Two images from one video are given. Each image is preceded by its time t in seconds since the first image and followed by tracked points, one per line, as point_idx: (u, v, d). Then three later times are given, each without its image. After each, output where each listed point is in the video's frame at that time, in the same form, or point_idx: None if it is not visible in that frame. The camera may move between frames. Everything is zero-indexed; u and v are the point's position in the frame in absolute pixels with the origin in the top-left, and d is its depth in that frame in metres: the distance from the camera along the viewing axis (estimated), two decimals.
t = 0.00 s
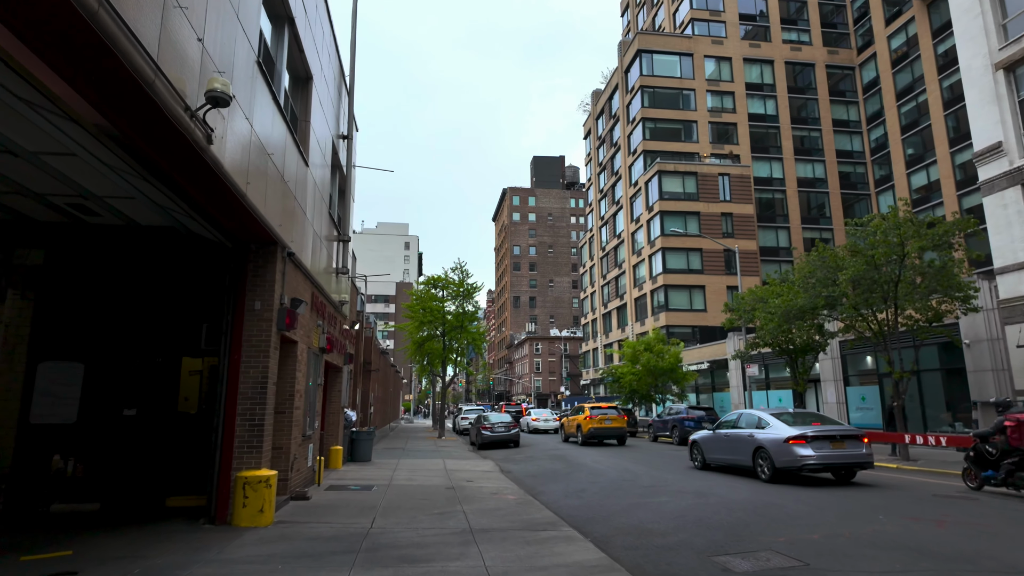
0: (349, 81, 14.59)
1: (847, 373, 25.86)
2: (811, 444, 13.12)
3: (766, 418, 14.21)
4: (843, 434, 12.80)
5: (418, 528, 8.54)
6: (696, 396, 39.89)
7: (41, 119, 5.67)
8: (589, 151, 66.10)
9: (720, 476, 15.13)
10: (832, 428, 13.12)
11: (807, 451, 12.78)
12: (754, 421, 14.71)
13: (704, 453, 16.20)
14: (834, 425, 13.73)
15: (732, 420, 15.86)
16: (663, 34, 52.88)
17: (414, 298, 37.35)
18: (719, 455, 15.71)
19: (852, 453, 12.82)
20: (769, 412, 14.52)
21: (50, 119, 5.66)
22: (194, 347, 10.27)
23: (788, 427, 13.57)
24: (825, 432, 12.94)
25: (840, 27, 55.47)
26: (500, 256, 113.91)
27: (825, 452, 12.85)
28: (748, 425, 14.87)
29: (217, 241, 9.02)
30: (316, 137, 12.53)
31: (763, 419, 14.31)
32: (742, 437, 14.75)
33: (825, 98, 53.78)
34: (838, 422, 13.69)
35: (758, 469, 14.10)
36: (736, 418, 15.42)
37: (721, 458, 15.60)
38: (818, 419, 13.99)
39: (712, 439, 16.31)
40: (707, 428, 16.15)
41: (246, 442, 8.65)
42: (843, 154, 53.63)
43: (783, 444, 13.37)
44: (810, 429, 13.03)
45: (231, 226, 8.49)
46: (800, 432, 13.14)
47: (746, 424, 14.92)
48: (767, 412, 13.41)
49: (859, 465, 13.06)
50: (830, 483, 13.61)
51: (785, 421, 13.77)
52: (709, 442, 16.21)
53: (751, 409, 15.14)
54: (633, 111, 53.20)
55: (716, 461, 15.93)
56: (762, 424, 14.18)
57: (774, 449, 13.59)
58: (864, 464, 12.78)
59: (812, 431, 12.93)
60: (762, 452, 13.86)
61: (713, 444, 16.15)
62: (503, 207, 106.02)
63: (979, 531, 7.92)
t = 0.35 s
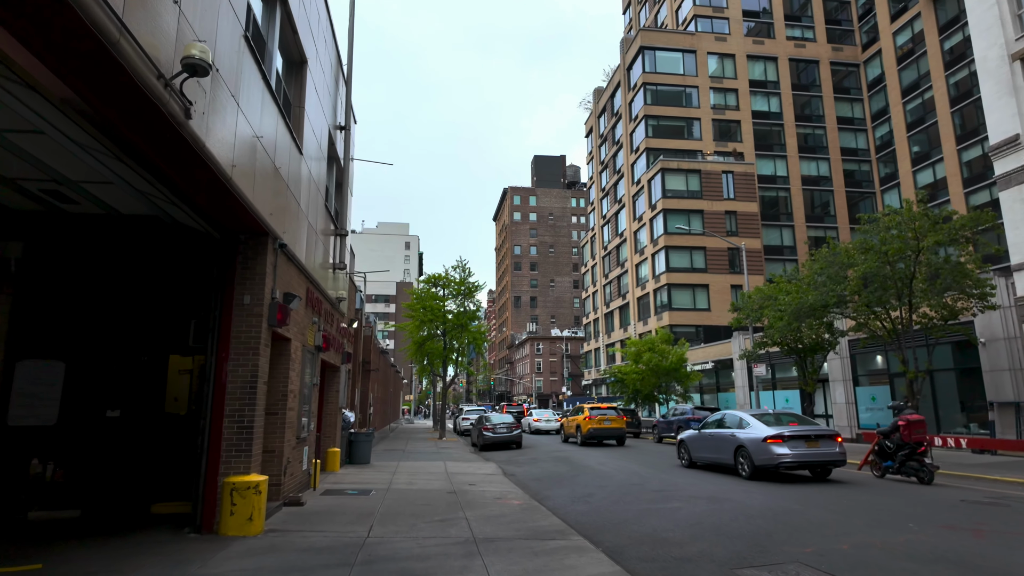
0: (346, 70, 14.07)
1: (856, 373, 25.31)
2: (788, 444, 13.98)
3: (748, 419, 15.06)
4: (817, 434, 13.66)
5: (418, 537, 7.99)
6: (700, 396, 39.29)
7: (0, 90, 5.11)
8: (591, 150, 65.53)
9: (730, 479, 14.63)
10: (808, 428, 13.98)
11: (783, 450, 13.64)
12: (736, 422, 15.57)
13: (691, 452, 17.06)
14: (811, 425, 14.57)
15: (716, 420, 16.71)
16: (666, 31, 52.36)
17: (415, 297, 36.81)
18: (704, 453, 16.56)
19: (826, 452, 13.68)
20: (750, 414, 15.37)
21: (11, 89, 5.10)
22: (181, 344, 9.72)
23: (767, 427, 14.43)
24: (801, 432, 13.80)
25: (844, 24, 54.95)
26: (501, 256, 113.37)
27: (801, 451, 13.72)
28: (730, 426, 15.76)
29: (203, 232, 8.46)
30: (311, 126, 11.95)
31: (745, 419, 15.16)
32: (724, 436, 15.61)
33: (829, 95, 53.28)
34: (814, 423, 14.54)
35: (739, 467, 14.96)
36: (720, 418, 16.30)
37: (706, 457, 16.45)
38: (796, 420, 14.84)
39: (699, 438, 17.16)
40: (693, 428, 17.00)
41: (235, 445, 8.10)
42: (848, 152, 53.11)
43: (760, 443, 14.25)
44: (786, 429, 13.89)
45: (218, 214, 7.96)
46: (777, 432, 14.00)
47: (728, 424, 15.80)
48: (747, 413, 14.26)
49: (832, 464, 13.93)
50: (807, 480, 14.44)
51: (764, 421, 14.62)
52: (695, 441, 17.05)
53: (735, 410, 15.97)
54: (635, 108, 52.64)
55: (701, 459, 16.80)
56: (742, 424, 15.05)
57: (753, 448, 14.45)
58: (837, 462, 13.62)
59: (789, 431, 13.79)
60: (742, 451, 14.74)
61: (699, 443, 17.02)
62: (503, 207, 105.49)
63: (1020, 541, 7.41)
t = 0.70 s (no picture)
0: (344, 57, 13.50)
1: (868, 372, 24.71)
2: (772, 444, 14.76)
3: (734, 420, 15.86)
4: (799, 434, 14.43)
5: (418, 549, 7.39)
6: (706, 396, 38.65)
7: None
8: (594, 148, 64.95)
9: (743, 482, 14.08)
10: (792, 429, 14.74)
11: (768, 450, 14.41)
12: (724, 422, 16.34)
13: (681, 451, 17.85)
14: (795, 426, 15.34)
15: (705, 420, 17.47)
16: (670, 27, 51.75)
17: (416, 297, 36.27)
18: (694, 453, 17.29)
19: (808, 451, 14.46)
20: (737, 414, 16.15)
21: None
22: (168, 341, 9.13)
23: (752, 427, 15.19)
24: (784, 433, 14.57)
25: (850, 20, 54.26)
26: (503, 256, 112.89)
27: (784, 450, 14.49)
28: (717, 426, 16.58)
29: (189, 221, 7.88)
30: (307, 113, 11.37)
31: (731, 420, 15.95)
32: (712, 436, 16.38)
33: (835, 92, 52.62)
34: (797, 423, 15.29)
35: (726, 465, 15.73)
36: (708, 418, 17.12)
37: (696, 455, 17.24)
38: (780, 420, 15.61)
39: (689, 437, 17.90)
40: (683, 428, 17.75)
41: (220, 451, 7.50)
42: (854, 150, 52.46)
43: (746, 443, 15.03)
44: (770, 430, 14.68)
45: (202, 201, 7.38)
46: (762, 432, 14.76)
47: (716, 425, 16.62)
48: (733, 414, 15.00)
49: (814, 462, 14.72)
50: (791, 478, 15.18)
51: (750, 422, 15.38)
52: (686, 441, 17.81)
53: (722, 411, 16.71)
54: (639, 105, 52.02)
55: (691, 458, 17.60)
56: (729, 425, 15.85)
57: (739, 447, 15.25)
58: (819, 461, 14.40)
59: (772, 432, 14.59)
60: (728, 450, 15.53)
61: (689, 443, 17.82)
62: (505, 207, 104.95)
63: None
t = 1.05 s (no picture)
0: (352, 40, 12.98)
1: (891, 371, 23.93)
2: (770, 442, 15.52)
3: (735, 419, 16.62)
4: (796, 433, 15.19)
5: (430, 558, 6.82)
6: (721, 396, 37.88)
7: None
8: (604, 146, 64.28)
9: (768, 484, 13.46)
10: (789, 428, 15.49)
11: (766, 448, 15.18)
12: (724, 422, 17.11)
13: (684, 450, 18.63)
14: (793, 425, 16.09)
15: (707, 420, 18.22)
16: (682, 22, 51.01)
17: (425, 295, 35.81)
18: (697, 451, 18.07)
19: (804, 449, 15.22)
20: (737, 414, 16.90)
21: None
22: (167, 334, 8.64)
23: (751, 427, 15.97)
24: (782, 432, 15.34)
25: (866, 13, 53.28)
26: (512, 256, 112.33)
27: (782, 449, 15.25)
28: (718, 425, 17.37)
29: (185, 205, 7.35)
30: (314, 97, 10.85)
31: (732, 420, 16.73)
32: (714, 435, 17.18)
33: (851, 87, 51.67)
34: (796, 422, 16.01)
35: (727, 463, 16.51)
36: (710, 418, 17.89)
37: (698, 454, 18.01)
38: (779, 419, 16.35)
39: (691, 437, 18.70)
40: (685, 428, 18.54)
41: (218, 451, 6.98)
42: (871, 145, 51.49)
43: (745, 442, 15.81)
44: (768, 429, 15.44)
45: (199, 182, 6.87)
46: (761, 431, 15.52)
47: (717, 424, 17.39)
48: (733, 415, 15.74)
49: (811, 460, 15.47)
50: (790, 475, 15.91)
51: (749, 421, 16.15)
52: (689, 440, 18.59)
53: (723, 410, 17.48)
54: (651, 101, 51.31)
55: (694, 457, 18.37)
56: (729, 425, 16.65)
57: (739, 446, 16.03)
58: (815, 459, 15.14)
59: (771, 431, 15.33)
60: (729, 449, 16.35)
61: (692, 442, 18.61)
62: (515, 206, 104.31)
63: None
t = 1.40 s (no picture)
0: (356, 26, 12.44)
1: (915, 370, 23.14)
2: (771, 442, 16.05)
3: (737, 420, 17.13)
4: (796, 433, 15.71)
5: (439, 570, 6.28)
6: (736, 397, 37.07)
7: None
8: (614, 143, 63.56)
9: (792, 487, 12.83)
10: (790, 428, 15.98)
11: (767, 448, 15.67)
12: (727, 422, 17.62)
13: (688, 450, 19.12)
14: (794, 425, 16.60)
15: (710, 420, 18.75)
16: (693, 17, 50.23)
17: (434, 294, 35.33)
18: (701, 451, 18.58)
19: (805, 449, 15.71)
20: (740, 414, 17.40)
21: None
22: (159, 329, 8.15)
23: (752, 427, 16.47)
24: (783, 432, 15.84)
25: (882, 6, 52.24)
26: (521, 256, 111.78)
27: (783, 448, 15.75)
28: (721, 425, 17.88)
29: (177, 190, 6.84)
30: (316, 83, 10.35)
31: (734, 420, 17.25)
32: (716, 434, 17.70)
33: (866, 81, 50.69)
34: (796, 423, 16.53)
35: (729, 462, 17.01)
36: (712, 418, 18.41)
37: (702, 453, 18.53)
38: (780, 420, 16.87)
39: (695, 437, 19.20)
40: (689, 428, 19.04)
41: (208, 454, 6.45)
42: (888, 140, 50.51)
43: (747, 441, 16.35)
44: (769, 429, 15.96)
45: (188, 163, 6.37)
46: (762, 431, 16.03)
47: (720, 424, 17.90)
48: (735, 415, 16.23)
49: (811, 459, 15.98)
50: (791, 474, 16.41)
51: (750, 421, 16.65)
52: (693, 439, 19.10)
53: (726, 411, 18.01)
54: (662, 97, 50.57)
55: (697, 456, 18.89)
56: (731, 425, 17.18)
57: (740, 445, 16.57)
58: (815, 458, 15.63)
59: (771, 431, 15.85)
60: (730, 448, 16.89)
61: (696, 442, 19.09)
62: (524, 206, 103.69)
63: None
